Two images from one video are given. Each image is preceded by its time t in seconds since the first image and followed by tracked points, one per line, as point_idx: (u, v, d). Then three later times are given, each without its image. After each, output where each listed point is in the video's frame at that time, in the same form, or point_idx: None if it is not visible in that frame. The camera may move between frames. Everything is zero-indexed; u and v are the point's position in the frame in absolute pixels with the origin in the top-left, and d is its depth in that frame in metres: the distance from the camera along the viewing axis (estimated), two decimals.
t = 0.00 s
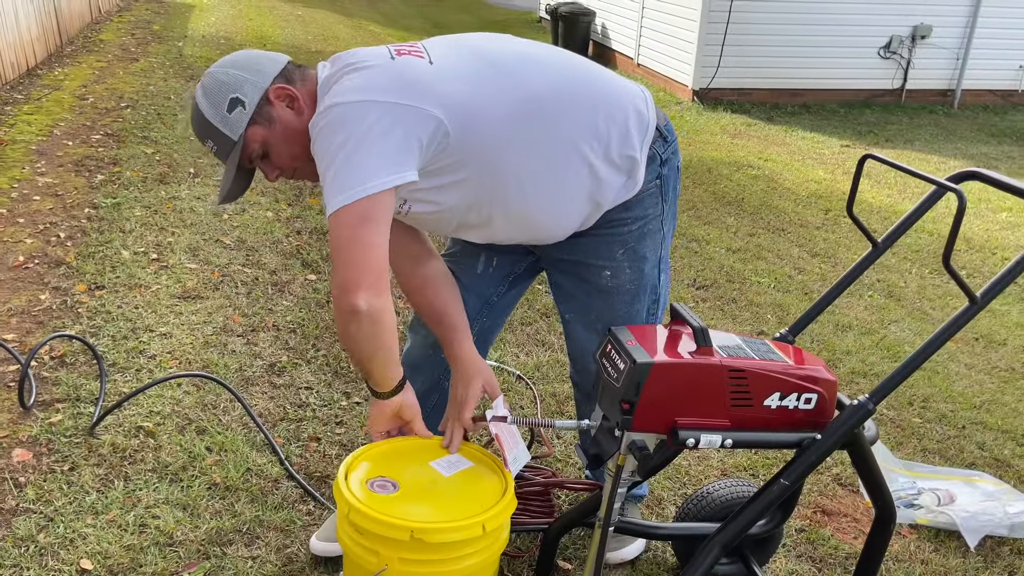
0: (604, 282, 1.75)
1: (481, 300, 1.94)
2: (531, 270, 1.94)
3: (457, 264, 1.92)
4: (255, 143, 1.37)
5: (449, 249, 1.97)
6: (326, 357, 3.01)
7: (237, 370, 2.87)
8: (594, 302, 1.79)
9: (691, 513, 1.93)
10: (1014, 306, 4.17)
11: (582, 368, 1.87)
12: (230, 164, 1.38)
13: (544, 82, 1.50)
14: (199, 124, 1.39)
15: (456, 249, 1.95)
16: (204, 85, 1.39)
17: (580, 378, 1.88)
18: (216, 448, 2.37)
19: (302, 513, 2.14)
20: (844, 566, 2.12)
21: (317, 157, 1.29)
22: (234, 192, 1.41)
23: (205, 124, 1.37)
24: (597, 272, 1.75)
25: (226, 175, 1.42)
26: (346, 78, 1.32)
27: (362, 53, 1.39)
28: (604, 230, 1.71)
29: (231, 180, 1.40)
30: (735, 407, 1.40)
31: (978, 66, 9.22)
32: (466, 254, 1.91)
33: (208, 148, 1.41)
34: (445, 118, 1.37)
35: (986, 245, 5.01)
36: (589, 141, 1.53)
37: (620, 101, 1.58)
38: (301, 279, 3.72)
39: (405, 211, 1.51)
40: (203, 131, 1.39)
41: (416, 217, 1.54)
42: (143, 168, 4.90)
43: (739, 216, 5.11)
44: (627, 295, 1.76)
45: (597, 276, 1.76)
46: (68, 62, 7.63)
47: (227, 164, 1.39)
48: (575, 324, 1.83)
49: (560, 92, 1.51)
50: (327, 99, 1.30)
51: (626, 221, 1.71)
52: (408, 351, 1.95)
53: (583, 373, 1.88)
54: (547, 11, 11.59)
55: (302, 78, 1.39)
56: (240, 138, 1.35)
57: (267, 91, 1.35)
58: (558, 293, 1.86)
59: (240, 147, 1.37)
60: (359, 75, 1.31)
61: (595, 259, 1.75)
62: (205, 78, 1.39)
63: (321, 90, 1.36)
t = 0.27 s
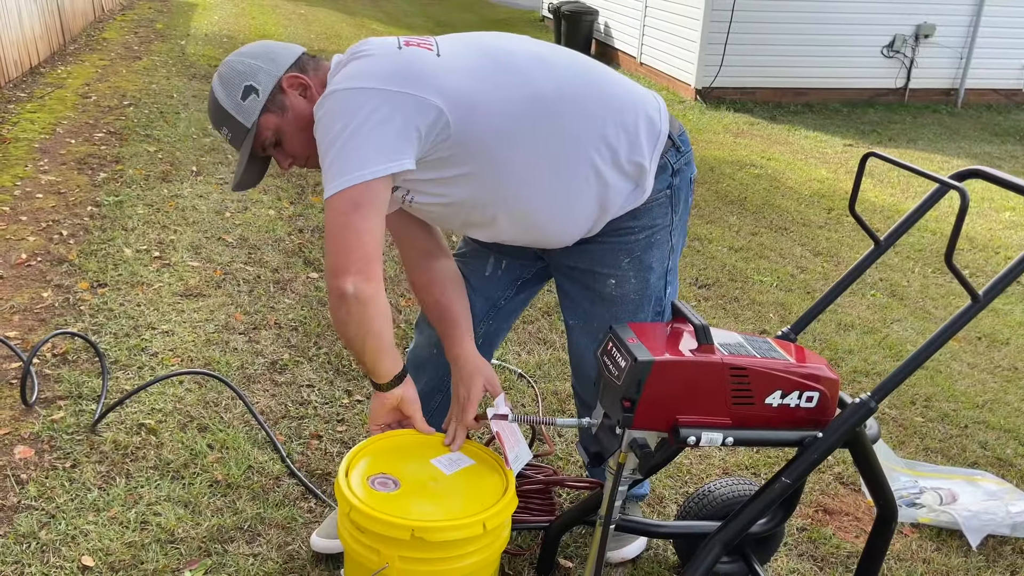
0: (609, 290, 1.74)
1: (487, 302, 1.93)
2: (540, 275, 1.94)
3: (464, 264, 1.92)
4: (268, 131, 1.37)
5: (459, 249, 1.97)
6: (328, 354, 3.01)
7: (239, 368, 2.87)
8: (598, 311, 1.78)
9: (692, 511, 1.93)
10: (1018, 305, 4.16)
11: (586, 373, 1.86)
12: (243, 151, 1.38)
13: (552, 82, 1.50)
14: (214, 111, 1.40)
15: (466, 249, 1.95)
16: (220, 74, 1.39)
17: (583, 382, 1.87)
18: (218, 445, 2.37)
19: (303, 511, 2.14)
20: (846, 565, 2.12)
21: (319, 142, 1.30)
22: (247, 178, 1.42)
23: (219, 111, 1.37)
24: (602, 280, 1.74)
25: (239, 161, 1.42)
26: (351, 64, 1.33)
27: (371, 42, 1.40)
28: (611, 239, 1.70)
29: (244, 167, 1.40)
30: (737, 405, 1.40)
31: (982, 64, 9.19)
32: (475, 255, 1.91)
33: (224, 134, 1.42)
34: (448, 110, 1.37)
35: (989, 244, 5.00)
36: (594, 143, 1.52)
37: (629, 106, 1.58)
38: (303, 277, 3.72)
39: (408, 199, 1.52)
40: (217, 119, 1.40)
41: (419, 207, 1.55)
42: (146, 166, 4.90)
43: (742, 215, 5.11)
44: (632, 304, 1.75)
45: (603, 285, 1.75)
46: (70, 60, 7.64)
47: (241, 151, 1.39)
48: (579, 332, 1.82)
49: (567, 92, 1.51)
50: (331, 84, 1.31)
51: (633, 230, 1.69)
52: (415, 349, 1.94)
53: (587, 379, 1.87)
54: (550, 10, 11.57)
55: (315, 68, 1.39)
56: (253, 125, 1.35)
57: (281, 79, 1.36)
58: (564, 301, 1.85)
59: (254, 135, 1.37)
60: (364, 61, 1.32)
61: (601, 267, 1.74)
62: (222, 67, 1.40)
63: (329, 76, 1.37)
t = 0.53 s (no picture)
0: (613, 283, 1.73)
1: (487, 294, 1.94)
2: (541, 267, 1.93)
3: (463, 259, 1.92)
4: (271, 120, 1.33)
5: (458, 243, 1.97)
6: (330, 351, 3.01)
7: (241, 364, 2.87)
8: (602, 304, 1.76)
9: (694, 510, 1.92)
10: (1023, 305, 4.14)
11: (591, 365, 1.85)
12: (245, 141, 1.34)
13: (559, 71, 1.49)
14: (213, 100, 1.35)
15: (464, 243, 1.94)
16: (219, 61, 1.34)
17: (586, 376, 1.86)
18: (219, 441, 2.37)
19: (305, 507, 2.14)
20: (848, 564, 2.11)
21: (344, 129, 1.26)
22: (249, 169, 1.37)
23: (221, 100, 1.32)
24: (606, 272, 1.73)
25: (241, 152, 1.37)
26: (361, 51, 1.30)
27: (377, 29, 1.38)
28: (613, 230, 1.69)
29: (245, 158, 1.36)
30: (739, 404, 1.39)
31: (988, 63, 9.15)
32: (474, 248, 1.91)
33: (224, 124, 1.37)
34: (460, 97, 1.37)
35: (994, 243, 4.98)
36: (602, 131, 1.52)
37: (630, 93, 1.57)
38: (306, 273, 3.72)
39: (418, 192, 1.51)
40: (216, 108, 1.35)
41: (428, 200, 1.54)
42: (149, 162, 4.91)
43: (746, 213, 5.09)
44: (636, 296, 1.73)
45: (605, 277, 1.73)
46: (75, 57, 7.65)
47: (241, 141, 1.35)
48: (582, 325, 1.81)
49: (572, 78, 1.50)
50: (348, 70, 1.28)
51: (636, 221, 1.67)
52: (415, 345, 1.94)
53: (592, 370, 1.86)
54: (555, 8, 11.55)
55: (318, 54, 1.35)
56: (257, 114, 1.30)
57: (285, 66, 1.31)
58: (565, 294, 1.84)
59: (258, 125, 1.32)
60: (376, 47, 1.29)
61: (604, 259, 1.72)
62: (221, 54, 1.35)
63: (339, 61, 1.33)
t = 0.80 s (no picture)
0: (614, 258, 1.77)
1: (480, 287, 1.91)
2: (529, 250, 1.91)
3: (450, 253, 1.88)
4: (290, 124, 1.26)
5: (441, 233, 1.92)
6: (334, 347, 3.01)
7: (245, 359, 2.87)
8: (604, 280, 1.80)
9: (697, 507, 1.92)
10: None
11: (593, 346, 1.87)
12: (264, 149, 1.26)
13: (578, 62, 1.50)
14: (222, 108, 1.26)
15: (449, 234, 1.90)
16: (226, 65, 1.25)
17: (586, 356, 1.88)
18: (223, 436, 2.37)
19: (307, 503, 2.14)
20: (851, 563, 2.11)
21: (420, 138, 1.26)
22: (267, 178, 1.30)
23: (233, 108, 1.24)
24: (607, 249, 1.76)
25: (257, 161, 1.29)
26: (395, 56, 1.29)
27: (399, 28, 1.36)
28: (613, 208, 1.72)
29: (265, 167, 1.28)
30: (741, 401, 1.39)
31: (996, 62, 9.11)
32: (460, 240, 1.87)
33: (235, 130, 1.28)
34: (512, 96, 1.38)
35: (1002, 243, 4.95)
36: (615, 115, 1.54)
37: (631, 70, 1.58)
38: (310, 269, 3.72)
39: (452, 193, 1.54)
40: (226, 115, 1.26)
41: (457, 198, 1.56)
42: (155, 158, 4.91)
43: (751, 211, 5.08)
44: (635, 270, 1.78)
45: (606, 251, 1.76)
46: (82, 52, 7.67)
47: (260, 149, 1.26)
48: (585, 304, 1.83)
49: (584, 64, 1.51)
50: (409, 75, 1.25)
51: (634, 198, 1.71)
52: (405, 341, 1.93)
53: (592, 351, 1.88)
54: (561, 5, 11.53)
55: (329, 50, 1.30)
56: (276, 121, 1.23)
57: (303, 66, 1.25)
58: (563, 275, 1.85)
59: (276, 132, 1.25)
60: (414, 51, 1.28)
61: (604, 236, 1.75)
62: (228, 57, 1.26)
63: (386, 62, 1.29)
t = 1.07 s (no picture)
0: (610, 246, 1.79)
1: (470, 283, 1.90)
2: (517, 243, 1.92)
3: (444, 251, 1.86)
4: (334, 127, 1.23)
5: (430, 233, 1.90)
6: (342, 345, 3.02)
7: (253, 357, 2.88)
8: (600, 267, 1.81)
9: (705, 508, 1.91)
10: None
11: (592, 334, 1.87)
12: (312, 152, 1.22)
13: (592, 67, 1.54)
14: (264, 110, 1.20)
15: (440, 234, 1.88)
16: (266, 66, 1.20)
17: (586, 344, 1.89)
18: (232, 434, 2.38)
19: (315, 501, 2.15)
20: (859, 564, 2.10)
21: (461, 156, 1.28)
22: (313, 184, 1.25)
23: (278, 110, 1.19)
24: (602, 237, 1.78)
25: (299, 167, 1.24)
26: (447, 68, 1.28)
27: (442, 34, 1.34)
28: (608, 197, 1.74)
29: (313, 173, 1.24)
30: (751, 401, 1.38)
31: (1006, 60, 9.05)
32: (452, 239, 1.85)
33: (275, 135, 1.23)
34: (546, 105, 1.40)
35: (1012, 242, 4.92)
36: (617, 117, 1.62)
37: (626, 70, 1.64)
38: (318, 267, 3.73)
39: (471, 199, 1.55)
40: (267, 117, 1.20)
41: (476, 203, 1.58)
42: (163, 155, 4.93)
43: (759, 210, 5.06)
44: (629, 256, 1.80)
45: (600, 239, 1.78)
46: (90, 49, 7.69)
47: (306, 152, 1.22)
48: (582, 293, 1.84)
49: (599, 74, 1.55)
50: (452, 91, 1.26)
51: (627, 186, 1.75)
52: (402, 347, 1.91)
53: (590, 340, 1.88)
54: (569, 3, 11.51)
55: (367, 51, 1.29)
56: (323, 124, 1.19)
57: (346, 67, 1.23)
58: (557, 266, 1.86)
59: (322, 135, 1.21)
60: (467, 65, 1.28)
61: (599, 225, 1.77)
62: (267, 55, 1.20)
63: (423, 74, 1.29)
